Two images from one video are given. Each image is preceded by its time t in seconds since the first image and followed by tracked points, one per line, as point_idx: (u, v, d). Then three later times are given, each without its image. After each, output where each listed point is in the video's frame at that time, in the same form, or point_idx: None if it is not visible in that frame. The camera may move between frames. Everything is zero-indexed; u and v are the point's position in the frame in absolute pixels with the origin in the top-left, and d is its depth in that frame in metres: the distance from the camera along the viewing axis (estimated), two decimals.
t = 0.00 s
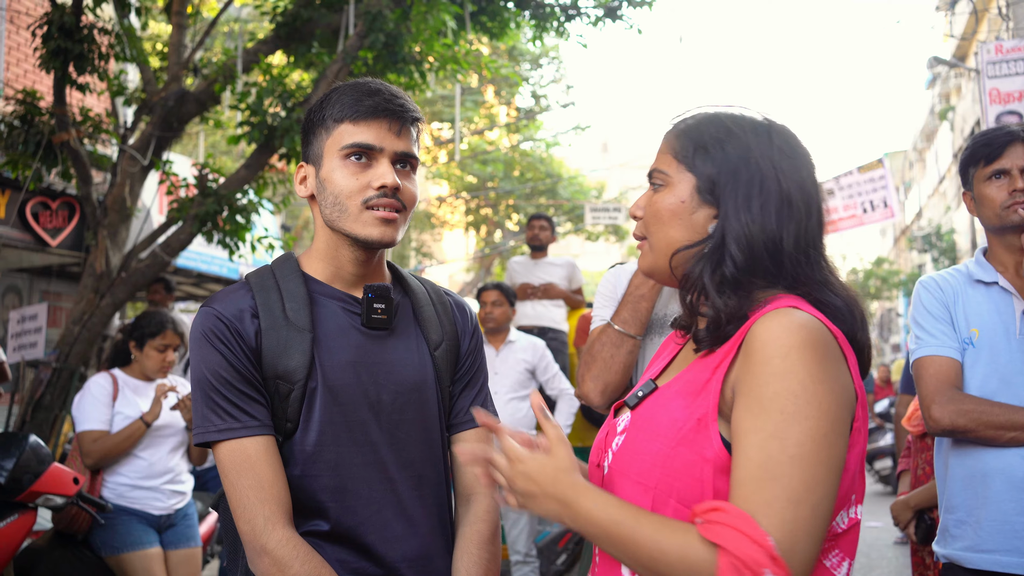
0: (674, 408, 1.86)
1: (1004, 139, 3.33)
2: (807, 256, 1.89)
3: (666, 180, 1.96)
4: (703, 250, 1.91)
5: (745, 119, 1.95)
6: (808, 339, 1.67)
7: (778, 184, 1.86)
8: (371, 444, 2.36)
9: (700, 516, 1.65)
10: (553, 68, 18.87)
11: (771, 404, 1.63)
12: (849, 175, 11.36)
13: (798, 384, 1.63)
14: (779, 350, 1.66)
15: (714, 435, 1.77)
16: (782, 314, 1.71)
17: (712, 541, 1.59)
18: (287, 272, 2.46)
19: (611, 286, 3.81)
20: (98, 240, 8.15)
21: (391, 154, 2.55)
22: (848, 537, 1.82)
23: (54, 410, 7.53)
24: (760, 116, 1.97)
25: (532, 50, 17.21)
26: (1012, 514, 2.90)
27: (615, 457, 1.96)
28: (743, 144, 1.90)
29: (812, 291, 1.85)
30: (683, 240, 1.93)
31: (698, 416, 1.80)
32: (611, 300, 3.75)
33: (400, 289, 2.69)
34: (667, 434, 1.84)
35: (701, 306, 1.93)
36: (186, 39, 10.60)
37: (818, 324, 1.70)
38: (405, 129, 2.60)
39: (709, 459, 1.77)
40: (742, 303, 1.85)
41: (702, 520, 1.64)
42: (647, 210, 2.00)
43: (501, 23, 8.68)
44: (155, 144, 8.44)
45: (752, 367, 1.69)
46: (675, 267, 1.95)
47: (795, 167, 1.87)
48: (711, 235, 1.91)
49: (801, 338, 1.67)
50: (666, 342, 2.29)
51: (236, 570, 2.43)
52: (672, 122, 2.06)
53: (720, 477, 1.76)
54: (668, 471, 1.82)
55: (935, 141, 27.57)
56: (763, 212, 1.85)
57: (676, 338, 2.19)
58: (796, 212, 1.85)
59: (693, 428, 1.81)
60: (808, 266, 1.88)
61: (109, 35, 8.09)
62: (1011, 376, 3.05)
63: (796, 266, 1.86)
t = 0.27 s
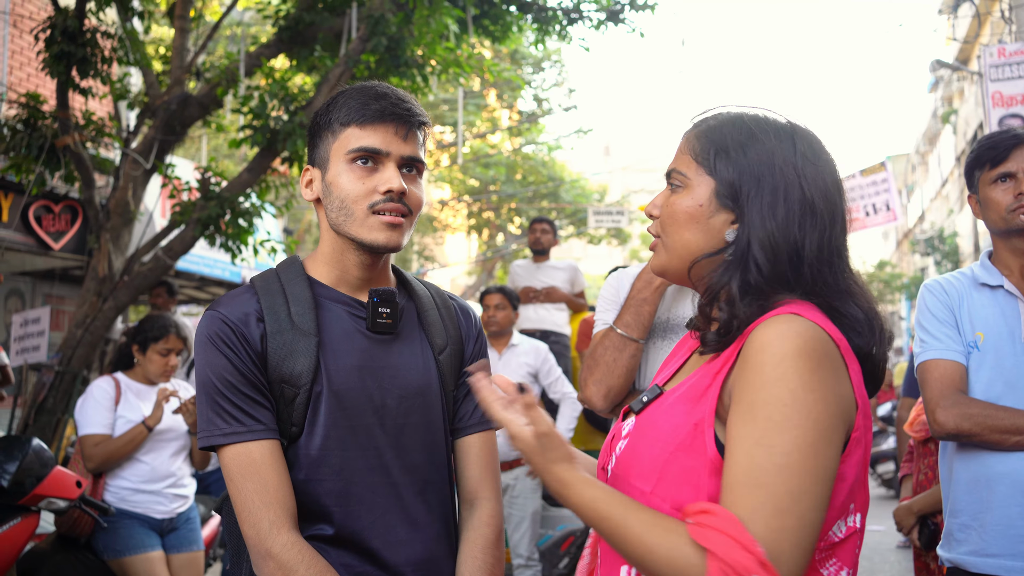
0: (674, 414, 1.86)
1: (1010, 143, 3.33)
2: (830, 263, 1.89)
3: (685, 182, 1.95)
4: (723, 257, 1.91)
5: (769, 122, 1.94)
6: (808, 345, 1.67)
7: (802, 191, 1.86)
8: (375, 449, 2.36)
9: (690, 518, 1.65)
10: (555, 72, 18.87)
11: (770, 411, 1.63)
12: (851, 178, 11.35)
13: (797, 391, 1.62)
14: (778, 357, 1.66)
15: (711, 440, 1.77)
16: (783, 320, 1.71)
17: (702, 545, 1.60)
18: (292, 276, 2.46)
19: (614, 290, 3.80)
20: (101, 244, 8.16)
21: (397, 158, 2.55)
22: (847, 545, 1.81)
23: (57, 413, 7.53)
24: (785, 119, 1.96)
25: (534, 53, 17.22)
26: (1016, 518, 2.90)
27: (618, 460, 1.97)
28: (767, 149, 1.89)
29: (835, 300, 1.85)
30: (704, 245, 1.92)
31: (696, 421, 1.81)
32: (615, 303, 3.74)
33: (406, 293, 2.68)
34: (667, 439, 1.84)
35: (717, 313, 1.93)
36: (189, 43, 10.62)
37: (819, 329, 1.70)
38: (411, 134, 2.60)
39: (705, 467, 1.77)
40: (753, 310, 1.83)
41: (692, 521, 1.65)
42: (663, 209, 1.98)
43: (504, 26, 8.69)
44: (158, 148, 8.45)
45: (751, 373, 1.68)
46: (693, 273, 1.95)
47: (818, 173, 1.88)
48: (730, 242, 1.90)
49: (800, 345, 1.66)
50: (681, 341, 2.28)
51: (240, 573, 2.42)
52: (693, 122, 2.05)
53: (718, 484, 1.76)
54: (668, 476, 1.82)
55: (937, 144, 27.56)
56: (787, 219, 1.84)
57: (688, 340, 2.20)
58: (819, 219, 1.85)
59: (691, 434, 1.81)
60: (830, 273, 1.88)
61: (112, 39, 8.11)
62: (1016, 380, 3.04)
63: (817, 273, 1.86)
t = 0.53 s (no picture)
0: (675, 421, 1.84)
1: (1010, 140, 3.31)
2: (805, 257, 1.86)
3: (657, 191, 1.98)
4: (694, 260, 1.92)
5: (734, 120, 1.94)
6: (810, 349, 1.65)
7: (762, 189, 1.84)
8: (375, 450, 2.35)
9: (741, 551, 1.60)
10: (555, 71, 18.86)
11: (776, 419, 1.62)
12: (851, 177, 11.34)
13: (802, 397, 1.61)
14: (780, 363, 1.65)
15: (714, 447, 1.76)
16: (782, 323, 1.70)
17: None
18: (293, 276, 2.45)
19: (612, 289, 3.79)
20: (101, 244, 8.16)
21: (400, 156, 2.54)
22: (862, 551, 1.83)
23: (57, 413, 7.52)
24: (749, 115, 1.94)
25: (534, 53, 17.21)
26: (1016, 515, 2.89)
27: (622, 467, 1.96)
28: (727, 152, 1.89)
29: (813, 293, 1.82)
30: (676, 252, 1.94)
31: (697, 428, 1.78)
32: (613, 302, 3.73)
33: (405, 294, 2.68)
34: (668, 447, 1.81)
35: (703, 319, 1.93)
36: (189, 42, 10.61)
37: (818, 332, 1.69)
38: (414, 132, 2.60)
39: (709, 474, 1.75)
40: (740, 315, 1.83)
41: (744, 555, 1.59)
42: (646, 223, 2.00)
43: (503, 25, 8.68)
44: (157, 148, 8.44)
45: (757, 378, 1.67)
46: (669, 280, 1.96)
47: (784, 168, 1.85)
48: (700, 246, 1.91)
49: (802, 349, 1.65)
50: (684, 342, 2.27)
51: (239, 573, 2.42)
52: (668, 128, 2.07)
53: (721, 491, 1.75)
54: (671, 486, 1.80)
55: (937, 143, 27.56)
56: (750, 218, 1.83)
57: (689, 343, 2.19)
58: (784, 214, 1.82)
59: (692, 442, 1.78)
60: (807, 268, 1.86)
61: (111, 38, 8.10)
62: (1015, 377, 3.03)
63: (789, 269, 1.84)
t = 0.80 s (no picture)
0: (679, 423, 1.86)
1: (1008, 139, 3.31)
2: (816, 255, 1.88)
3: (667, 190, 1.98)
4: (706, 260, 1.92)
5: (742, 120, 1.95)
6: (809, 349, 1.66)
7: (776, 186, 1.85)
8: (374, 451, 2.36)
9: (724, 544, 1.66)
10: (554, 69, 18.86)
11: (771, 419, 1.63)
12: (850, 175, 11.35)
13: (796, 398, 1.62)
14: (776, 363, 1.66)
15: (719, 448, 1.76)
16: (781, 322, 1.71)
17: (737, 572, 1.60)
18: (291, 277, 2.46)
19: (610, 287, 3.79)
20: (100, 244, 8.16)
21: (400, 155, 2.55)
22: (869, 546, 1.85)
23: (57, 413, 7.53)
24: (757, 115, 1.96)
25: (533, 51, 17.22)
26: (1016, 513, 2.89)
27: (629, 469, 1.98)
28: (738, 150, 1.90)
29: (822, 293, 1.85)
30: (688, 252, 1.94)
31: (703, 429, 1.80)
32: (611, 301, 3.74)
33: (403, 295, 2.68)
34: (673, 449, 1.84)
35: (708, 319, 1.94)
36: (188, 42, 10.61)
37: (818, 331, 1.70)
38: (414, 131, 2.60)
39: (712, 475, 1.76)
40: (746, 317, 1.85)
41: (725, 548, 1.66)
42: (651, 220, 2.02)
43: (503, 24, 8.68)
44: (157, 147, 8.44)
45: (754, 379, 1.68)
46: (681, 281, 1.97)
47: (796, 167, 1.87)
48: (713, 246, 1.92)
49: (799, 350, 1.66)
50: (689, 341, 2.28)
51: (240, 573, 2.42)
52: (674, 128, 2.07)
53: (723, 491, 1.76)
54: (676, 487, 1.82)
55: (936, 141, 27.58)
56: (763, 216, 1.84)
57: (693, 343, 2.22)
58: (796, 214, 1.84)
59: (697, 443, 1.80)
60: (816, 267, 1.88)
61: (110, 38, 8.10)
62: (1015, 375, 3.04)
63: (803, 268, 1.87)
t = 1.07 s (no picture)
0: (684, 423, 1.86)
1: (1006, 138, 3.31)
2: (816, 257, 1.87)
3: (668, 197, 1.97)
4: (710, 265, 1.92)
5: (741, 124, 1.95)
6: (812, 347, 1.66)
7: (778, 189, 1.85)
8: (372, 451, 2.36)
9: (738, 544, 1.64)
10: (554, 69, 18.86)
11: (776, 416, 1.63)
12: (850, 175, 11.35)
13: (804, 394, 1.62)
14: (781, 360, 1.66)
15: (724, 447, 1.76)
16: (785, 321, 1.71)
17: (754, 571, 1.58)
18: (288, 277, 2.46)
19: (608, 286, 3.79)
20: (100, 244, 8.17)
21: (398, 156, 2.55)
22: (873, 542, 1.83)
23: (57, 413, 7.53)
24: (756, 119, 1.96)
25: (533, 51, 17.24)
26: (1015, 513, 2.89)
27: (636, 470, 1.98)
28: (739, 156, 1.90)
29: (820, 295, 1.84)
30: (691, 256, 1.94)
31: (708, 429, 1.80)
32: (609, 300, 3.74)
33: (400, 294, 2.68)
34: (680, 448, 1.84)
35: (710, 321, 1.94)
36: (188, 42, 10.62)
37: (822, 330, 1.70)
38: (412, 132, 2.60)
39: (719, 473, 1.76)
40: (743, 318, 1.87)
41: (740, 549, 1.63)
42: (655, 227, 2.01)
43: (502, 24, 8.68)
44: (156, 148, 8.44)
45: (759, 376, 1.69)
46: (685, 285, 1.97)
47: (795, 171, 1.87)
48: (717, 251, 1.91)
49: (804, 347, 1.66)
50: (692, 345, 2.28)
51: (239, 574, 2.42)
52: (674, 133, 2.07)
53: (731, 490, 1.76)
54: (683, 486, 1.82)
55: (936, 141, 27.58)
56: (765, 220, 1.84)
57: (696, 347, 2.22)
58: (797, 217, 1.84)
59: (703, 441, 1.80)
60: (816, 269, 1.87)
61: (110, 38, 8.10)
62: (1014, 374, 3.04)
63: (803, 271, 1.86)
